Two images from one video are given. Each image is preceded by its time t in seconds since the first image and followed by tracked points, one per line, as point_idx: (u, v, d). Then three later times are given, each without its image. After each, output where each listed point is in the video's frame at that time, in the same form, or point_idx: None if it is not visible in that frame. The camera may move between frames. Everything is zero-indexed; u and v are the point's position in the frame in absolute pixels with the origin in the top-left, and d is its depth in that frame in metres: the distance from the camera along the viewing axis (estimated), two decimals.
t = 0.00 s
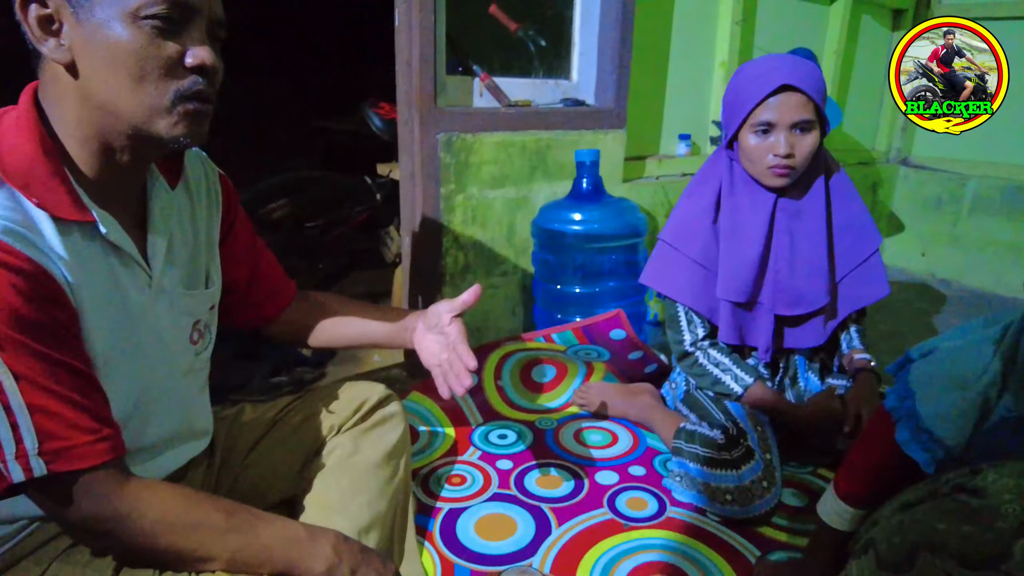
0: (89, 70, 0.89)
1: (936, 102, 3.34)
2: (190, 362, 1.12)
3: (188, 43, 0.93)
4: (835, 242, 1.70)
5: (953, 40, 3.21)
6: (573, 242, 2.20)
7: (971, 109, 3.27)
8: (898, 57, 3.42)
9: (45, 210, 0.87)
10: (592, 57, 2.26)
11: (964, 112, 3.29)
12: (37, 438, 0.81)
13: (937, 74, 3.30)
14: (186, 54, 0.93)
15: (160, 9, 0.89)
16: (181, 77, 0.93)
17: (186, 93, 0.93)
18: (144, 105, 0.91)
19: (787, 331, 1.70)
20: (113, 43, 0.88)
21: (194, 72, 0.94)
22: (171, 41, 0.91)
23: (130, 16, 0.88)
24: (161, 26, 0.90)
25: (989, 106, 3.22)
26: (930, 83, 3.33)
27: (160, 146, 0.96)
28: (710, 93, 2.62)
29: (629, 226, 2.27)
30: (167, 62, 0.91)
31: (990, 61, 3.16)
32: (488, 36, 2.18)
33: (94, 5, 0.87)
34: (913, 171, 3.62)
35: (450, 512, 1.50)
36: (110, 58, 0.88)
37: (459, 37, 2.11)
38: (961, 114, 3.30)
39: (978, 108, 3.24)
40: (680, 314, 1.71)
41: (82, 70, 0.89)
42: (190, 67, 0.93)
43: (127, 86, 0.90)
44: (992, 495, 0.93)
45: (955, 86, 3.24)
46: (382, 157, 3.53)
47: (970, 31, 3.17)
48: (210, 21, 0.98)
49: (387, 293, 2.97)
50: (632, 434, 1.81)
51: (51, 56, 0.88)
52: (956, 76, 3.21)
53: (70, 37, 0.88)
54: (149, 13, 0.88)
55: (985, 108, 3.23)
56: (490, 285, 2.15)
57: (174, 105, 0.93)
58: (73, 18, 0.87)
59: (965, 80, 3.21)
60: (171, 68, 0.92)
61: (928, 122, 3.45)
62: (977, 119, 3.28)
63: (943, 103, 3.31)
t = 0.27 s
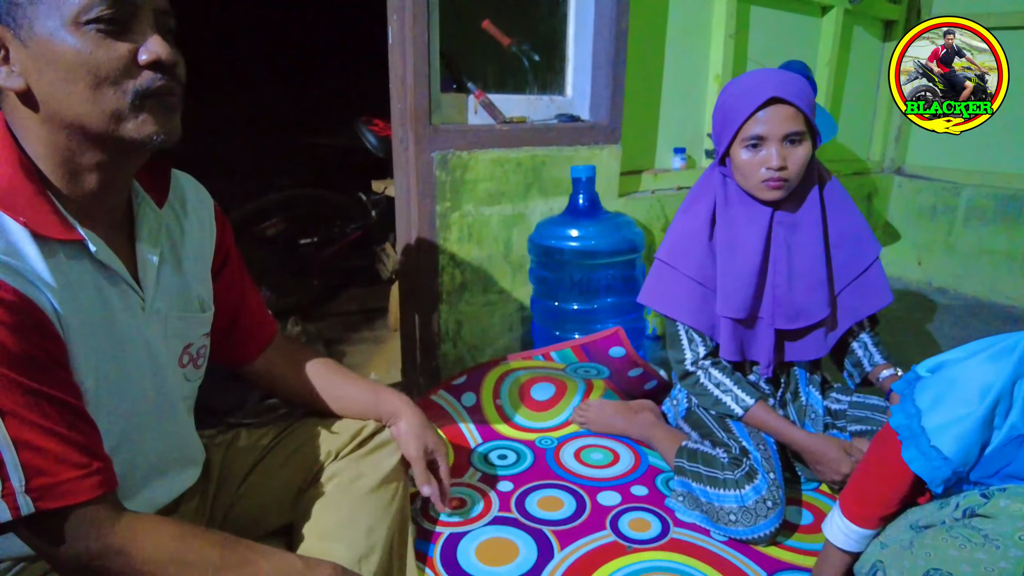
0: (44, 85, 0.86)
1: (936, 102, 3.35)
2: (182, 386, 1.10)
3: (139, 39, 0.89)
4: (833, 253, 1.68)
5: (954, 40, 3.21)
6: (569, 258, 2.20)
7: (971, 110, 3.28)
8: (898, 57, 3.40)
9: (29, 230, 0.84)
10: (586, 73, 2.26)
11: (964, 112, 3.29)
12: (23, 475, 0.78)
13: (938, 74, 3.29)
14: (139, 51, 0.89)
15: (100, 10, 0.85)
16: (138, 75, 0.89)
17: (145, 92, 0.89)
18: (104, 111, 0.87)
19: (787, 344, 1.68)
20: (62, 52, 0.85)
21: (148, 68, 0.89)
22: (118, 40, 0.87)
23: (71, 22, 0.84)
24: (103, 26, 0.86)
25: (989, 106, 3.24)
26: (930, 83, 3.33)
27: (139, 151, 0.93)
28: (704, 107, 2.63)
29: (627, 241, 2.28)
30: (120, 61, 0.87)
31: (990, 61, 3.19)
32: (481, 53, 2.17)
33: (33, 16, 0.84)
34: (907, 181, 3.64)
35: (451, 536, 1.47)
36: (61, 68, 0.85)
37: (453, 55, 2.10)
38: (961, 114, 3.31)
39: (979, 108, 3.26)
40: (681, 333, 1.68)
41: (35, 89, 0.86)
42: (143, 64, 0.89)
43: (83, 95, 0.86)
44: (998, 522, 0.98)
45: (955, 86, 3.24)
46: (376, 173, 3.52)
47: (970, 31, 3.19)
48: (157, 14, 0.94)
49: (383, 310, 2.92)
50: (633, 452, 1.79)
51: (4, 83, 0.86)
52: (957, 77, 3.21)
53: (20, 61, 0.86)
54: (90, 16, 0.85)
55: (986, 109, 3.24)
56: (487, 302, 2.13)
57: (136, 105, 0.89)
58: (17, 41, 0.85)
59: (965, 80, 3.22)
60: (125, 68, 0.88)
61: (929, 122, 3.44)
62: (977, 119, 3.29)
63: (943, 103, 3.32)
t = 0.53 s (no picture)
0: (57, 130, 0.88)
1: (936, 103, 3.42)
2: (189, 415, 1.12)
3: (152, 91, 0.91)
4: (834, 266, 1.71)
5: (954, 40, 3.30)
6: (572, 277, 2.23)
7: (973, 109, 3.32)
8: (898, 57, 3.48)
9: (34, 271, 0.87)
10: (585, 95, 2.30)
11: (964, 112, 3.35)
12: (32, 512, 0.80)
13: (937, 74, 3.38)
14: (150, 103, 0.91)
15: (115, 62, 0.87)
16: (149, 126, 0.91)
17: (152, 142, 0.92)
18: (112, 160, 0.90)
19: (792, 359, 1.70)
20: (74, 101, 0.86)
21: (160, 121, 0.92)
22: (133, 92, 0.89)
23: (85, 73, 0.86)
24: (117, 78, 0.88)
25: (990, 105, 3.27)
26: (930, 83, 3.42)
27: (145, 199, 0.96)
28: (701, 125, 2.67)
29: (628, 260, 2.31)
30: (131, 113, 0.89)
31: (989, 61, 3.24)
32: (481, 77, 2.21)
33: (49, 64, 0.86)
34: (904, 193, 3.68)
35: (461, 556, 1.48)
36: (73, 115, 0.87)
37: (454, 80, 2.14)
38: (962, 113, 3.36)
39: (979, 107, 3.30)
40: (686, 350, 1.70)
41: (46, 132, 0.88)
42: (154, 115, 0.91)
43: (92, 143, 0.88)
44: (1008, 540, 0.98)
45: (955, 86, 3.31)
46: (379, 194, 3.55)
47: (970, 31, 3.27)
48: (174, 66, 0.96)
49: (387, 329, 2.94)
50: (639, 470, 1.80)
51: (15, 123, 0.88)
52: (957, 76, 3.28)
53: (32, 103, 0.87)
54: (106, 68, 0.87)
55: (986, 108, 3.28)
56: (491, 322, 2.15)
57: (142, 155, 0.91)
58: (31, 84, 0.87)
59: (965, 80, 3.28)
60: (137, 120, 0.90)
61: (928, 122, 3.51)
62: (976, 120, 3.32)
63: (943, 103, 3.39)
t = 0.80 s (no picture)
0: (71, 158, 0.88)
1: (936, 102, 3.45)
2: (200, 434, 1.12)
3: (173, 129, 0.92)
4: (837, 280, 1.70)
5: (954, 40, 3.33)
6: (575, 292, 2.21)
7: (971, 108, 3.34)
8: (898, 57, 3.50)
9: (36, 302, 0.86)
10: (585, 110, 2.31)
11: (964, 112, 3.36)
12: (38, 540, 0.80)
13: (937, 74, 3.40)
14: (169, 140, 0.91)
15: (141, 98, 0.88)
16: (166, 162, 0.91)
17: (167, 179, 0.92)
18: (127, 191, 0.90)
19: (796, 373, 1.69)
20: (94, 132, 0.87)
21: (178, 158, 0.93)
22: (153, 127, 0.90)
23: (110, 106, 0.87)
24: (140, 112, 0.89)
25: (989, 104, 3.29)
26: (930, 83, 3.45)
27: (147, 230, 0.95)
28: (701, 139, 2.68)
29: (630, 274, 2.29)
30: (149, 147, 0.90)
31: (989, 61, 3.25)
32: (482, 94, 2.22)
33: (75, 95, 0.87)
34: (906, 204, 3.67)
35: None
36: (90, 145, 0.87)
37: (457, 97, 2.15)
38: (961, 113, 3.38)
39: (979, 107, 3.31)
40: (692, 364, 1.69)
41: (63, 159, 0.88)
42: (174, 152, 0.92)
43: (108, 174, 0.89)
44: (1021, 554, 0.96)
45: (955, 86, 3.34)
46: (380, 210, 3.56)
47: (970, 31, 3.29)
48: (196, 105, 0.97)
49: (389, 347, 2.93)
50: (645, 487, 1.78)
51: (33, 148, 0.88)
52: (957, 76, 3.30)
53: (52, 129, 0.88)
54: (131, 102, 0.88)
55: (986, 108, 3.30)
56: (494, 338, 2.15)
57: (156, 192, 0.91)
58: (54, 111, 0.87)
59: (965, 80, 3.30)
60: (153, 154, 0.90)
61: (928, 122, 3.53)
62: (977, 120, 3.34)
63: (943, 103, 3.42)
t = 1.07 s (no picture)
0: (91, 190, 0.89)
1: (936, 102, 3.47)
2: (204, 451, 1.13)
3: (193, 168, 0.93)
4: (841, 290, 1.71)
5: (954, 39, 3.34)
6: (579, 304, 2.20)
7: (970, 109, 3.37)
8: (898, 57, 3.52)
9: (38, 322, 0.87)
10: (587, 124, 2.34)
11: (964, 112, 3.39)
12: (43, 556, 0.82)
13: (938, 74, 3.41)
14: (189, 180, 0.93)
15: (167, 139, 0.90)
16: (184, 202, 0.93)
17: (182, 214, 0.94)
18: (141, 227, 0.92)
19: (801, 384, 1.70)
20: (117, 169, 0.88)
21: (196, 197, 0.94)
22: (174, 168, 0.91)
23: (135, 146, 0.88)
24: (164, 152, 0.90)
25: (988, 105, 3.31)
26: (930, 83, 3.47)
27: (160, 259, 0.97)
28: (702, 150, 2.70)
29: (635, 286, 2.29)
30: (168, 185, 0.91)
31: (989, 61, 3.27)
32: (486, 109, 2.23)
33: (102, 131, 0.88)
34: (907, 212, 3.69)
35: None
36: (110, 179, 0.89)
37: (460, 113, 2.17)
38: (959, 114, 3.41)
39: (978, 108, 3.34)
40: (698, 376, 1.69)
41: (82, 191, 0.89)
42: (192, 193, 0.93)
43: (127, 210, 0.90)
44: None
45: (955, 86, 3.36)
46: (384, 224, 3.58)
47: (970, 31, 3.30)
48: (217, 145, 0.98)
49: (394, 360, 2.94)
50: (652, 499, 1.78)
51: (53, 175, 0.89)
52: (956, 76, 3.33)
53: (75, 160, 0.89)
54: (156, 143, 0.89)
55: (985, 109, 3.32)
56: (499, 350, 2.15)
57: (170, 230, 0.94)
58: (80, 142, 0.88)
59: (965, 80, 3.32)
60: (172, 193, 0.92)
61: (928, 122, 3.54)
62: (977, 119, 3.36)
63: (943, 102, 3.44)
